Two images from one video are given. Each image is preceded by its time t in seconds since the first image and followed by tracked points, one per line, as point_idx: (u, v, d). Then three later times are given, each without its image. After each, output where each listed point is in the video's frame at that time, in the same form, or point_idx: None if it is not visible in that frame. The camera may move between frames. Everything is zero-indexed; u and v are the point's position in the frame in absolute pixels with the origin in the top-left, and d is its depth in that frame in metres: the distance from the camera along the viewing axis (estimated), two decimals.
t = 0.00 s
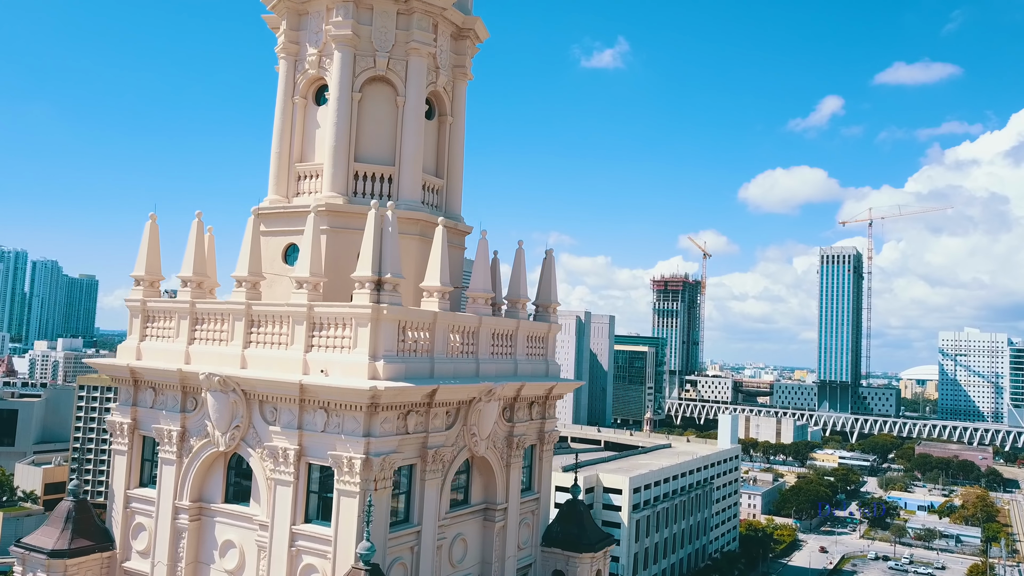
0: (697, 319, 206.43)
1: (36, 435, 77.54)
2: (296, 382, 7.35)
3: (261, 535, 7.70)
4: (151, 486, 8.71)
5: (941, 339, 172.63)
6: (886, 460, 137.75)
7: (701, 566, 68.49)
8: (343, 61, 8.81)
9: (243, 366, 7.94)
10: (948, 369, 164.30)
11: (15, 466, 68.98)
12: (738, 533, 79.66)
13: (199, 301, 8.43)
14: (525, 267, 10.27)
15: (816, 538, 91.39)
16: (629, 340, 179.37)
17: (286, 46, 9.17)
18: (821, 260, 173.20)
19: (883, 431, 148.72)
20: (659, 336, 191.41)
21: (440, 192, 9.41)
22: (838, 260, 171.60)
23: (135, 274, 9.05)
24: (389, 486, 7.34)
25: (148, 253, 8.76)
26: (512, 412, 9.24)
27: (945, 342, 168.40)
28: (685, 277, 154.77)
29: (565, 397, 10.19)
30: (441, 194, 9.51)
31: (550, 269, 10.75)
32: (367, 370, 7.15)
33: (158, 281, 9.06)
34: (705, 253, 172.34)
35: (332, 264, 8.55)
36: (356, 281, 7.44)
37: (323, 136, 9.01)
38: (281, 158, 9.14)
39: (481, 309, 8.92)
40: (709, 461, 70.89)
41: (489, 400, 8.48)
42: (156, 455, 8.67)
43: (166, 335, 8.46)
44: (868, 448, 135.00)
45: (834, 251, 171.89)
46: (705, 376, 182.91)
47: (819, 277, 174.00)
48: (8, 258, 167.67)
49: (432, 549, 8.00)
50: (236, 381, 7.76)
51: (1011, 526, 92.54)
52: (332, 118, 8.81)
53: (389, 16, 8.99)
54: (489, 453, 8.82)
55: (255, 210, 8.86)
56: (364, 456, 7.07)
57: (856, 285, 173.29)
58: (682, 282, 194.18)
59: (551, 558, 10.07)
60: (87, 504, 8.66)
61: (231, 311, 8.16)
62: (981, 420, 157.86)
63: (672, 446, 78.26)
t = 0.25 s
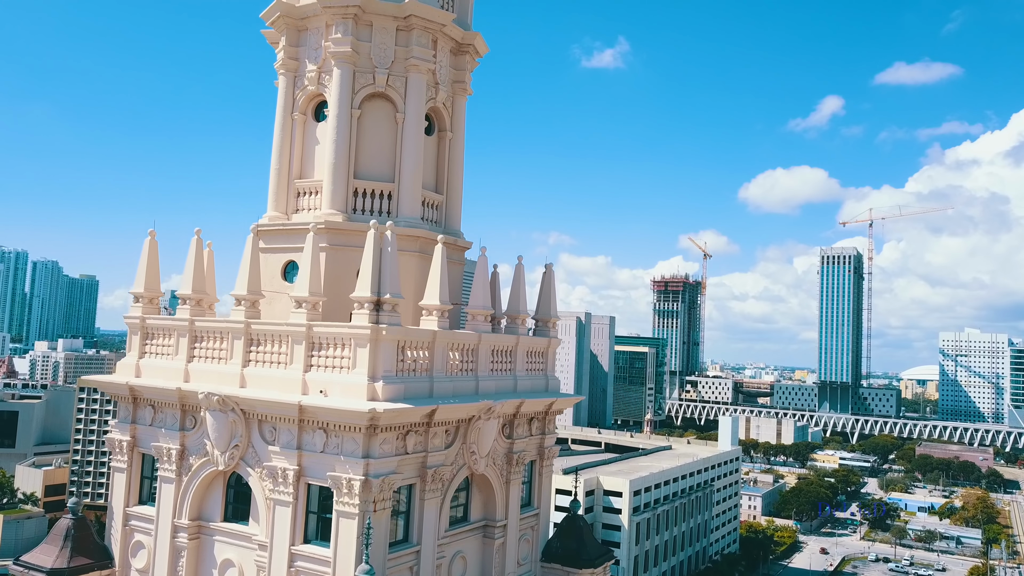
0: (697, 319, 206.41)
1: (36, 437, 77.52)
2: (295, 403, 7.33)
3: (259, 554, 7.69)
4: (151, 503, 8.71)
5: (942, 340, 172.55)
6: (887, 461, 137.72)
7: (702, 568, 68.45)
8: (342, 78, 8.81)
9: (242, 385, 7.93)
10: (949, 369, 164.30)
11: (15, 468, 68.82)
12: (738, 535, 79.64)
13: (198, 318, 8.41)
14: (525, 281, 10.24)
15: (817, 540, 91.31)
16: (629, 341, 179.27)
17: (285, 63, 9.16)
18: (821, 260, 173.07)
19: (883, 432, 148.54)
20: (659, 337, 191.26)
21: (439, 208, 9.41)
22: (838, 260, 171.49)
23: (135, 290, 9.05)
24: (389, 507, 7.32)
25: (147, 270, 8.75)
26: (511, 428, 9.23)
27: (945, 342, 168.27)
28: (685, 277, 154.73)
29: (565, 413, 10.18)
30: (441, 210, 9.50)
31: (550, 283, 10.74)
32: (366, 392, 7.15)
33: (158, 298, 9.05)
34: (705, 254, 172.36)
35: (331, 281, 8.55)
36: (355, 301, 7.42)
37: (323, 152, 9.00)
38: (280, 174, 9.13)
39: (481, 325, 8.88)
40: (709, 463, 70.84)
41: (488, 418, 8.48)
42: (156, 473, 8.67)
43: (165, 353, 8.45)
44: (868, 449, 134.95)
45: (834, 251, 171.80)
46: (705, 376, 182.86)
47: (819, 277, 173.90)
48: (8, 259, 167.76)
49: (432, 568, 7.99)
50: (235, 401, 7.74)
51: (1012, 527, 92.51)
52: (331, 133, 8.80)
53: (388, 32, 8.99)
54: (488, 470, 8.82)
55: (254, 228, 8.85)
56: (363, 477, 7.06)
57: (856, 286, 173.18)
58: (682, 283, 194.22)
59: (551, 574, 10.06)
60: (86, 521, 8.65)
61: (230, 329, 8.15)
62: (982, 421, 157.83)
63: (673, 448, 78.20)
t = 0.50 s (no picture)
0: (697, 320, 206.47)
1: (36, 438, 77.54)
2: (293, 423, 7.33)
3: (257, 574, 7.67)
4: (150, 521, 8.70)
5: (942, 341, 172.47)
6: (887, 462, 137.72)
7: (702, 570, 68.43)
8: (342, 95, 8.80)
9: (241, 405, 7.92)
10: (949, 370, 164.40)
11: (16, 470, 68.75)
12: (739, 536, 79.62)
13: (197, 336, 8.41)
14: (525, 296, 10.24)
15: (817, 542, 91.29)
16: (629, 342, 179.27)
17: (284, 80, 9.14)
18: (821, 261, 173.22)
19: (884, 432, 148.69)
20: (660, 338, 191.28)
21: (439, 224, 9.41)
22: (839, 261, 171.63)
23: (133, 307, 9.05)
24: (387, 528, 7.31)
25: (146, 289, 8.77)
26: (510, 444, 9.21)
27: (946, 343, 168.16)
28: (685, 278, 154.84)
29: (565, 428, 10.17)
30: (440, 226, 9.51)
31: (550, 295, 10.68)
32: (366, 412, 7.14)
33: (157, 314, 9.05)
34: (705, 255, 172.33)
35: (331, 299, 8.53)
36: (354, 321, 7.40)
37: (322, 169, 8.99)
38: (280, 191, 9.12)
39: (480, 342, 8.82)
40: (709, 465, 70.82)
41: (487, 436, 8.48)
42: (155, 491, 8.67)
43: (164, 370, 8.45)
44: (869, 450, 134.95)
45: (834, 252, 171.95)
46: (706, 377, 182.80)
47: (820, 278, 173.93)
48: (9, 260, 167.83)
49: None
50: (234, 420, 7.74)
51: (1012, 529, 92.47)
52: (330, 150, 8.80)
53: (388, 48, 8.97)
54: (487, 487, 8.81)
55: (254, 244, 8.85)
56: (362, 499, 7.05)
57: (857, 287, 173.24)
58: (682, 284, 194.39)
59: None
60: (84, 539, 8.61)
61: (230, 348, 8.15)
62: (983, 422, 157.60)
63: (673, 450, 78.19)
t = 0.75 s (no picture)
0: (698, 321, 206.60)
1: (37, 440, 77.57)
2: (292, 444, 7.32)
3: None
4: (149, 539, 8.69)
5: (943, 342, 172.38)
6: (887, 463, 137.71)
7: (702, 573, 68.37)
8: (342, 112, 8.79)
9: (240, 424, 7.92)
10: (949, 371, 164.39)
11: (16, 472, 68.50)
12: (739, 538, 79.61)
13: (196, 355, 8.41)
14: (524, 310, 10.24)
15: (817, 543, 91.26)
16: (630, 342, 179.33)
17: (284, 96, 9.13)
18: (821, 262, 173.46)
19: (884, 433, 148.69)
20: (660, 339, 191.26)
21: (439, 240, 9.39)
22: (840, 262, 171.83)
23: (132, 324, 9.04)
24: (386, 549, 7.29)
25: (146, 306, 8.77)
26: (510, 461, 9.23)
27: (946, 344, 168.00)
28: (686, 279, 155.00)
29: (566, 442, 10.16)
30: (440, 242, 9.49)
31: (549, 310, 10.65)
32: (365, 434, 7.14)
33: (156, 331, 9.03)
34: (706, 255, 172.40)
35: (331, 318, 8.54)
36: (354, 341, 7.38)
37: (322, 185, 8.99)
38: (279, 209, 9.13)
39: (479, 360, 8.79)
40: (710, 467, 70.77)
41: (487, 454, 8.47)
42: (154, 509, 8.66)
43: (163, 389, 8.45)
44: (869, 451, 134.97)
45: (835, 253, 172.18)
46: (706, 378, 182.83)
47: (821, 279, 173.99)
48: (10, 260, 167.92)
49: None
50: (234, 440, 7.73)
51: (1013, 531, 92.38)
52: (330, 168, 8.79)
53: (387, 66, 8.97)
54: (487, 504, 8.79)
55: (253, 262, 8.84)
56: (362, 520, 7.05)
57: (857, 287, 173.35)
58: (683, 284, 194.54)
59: None
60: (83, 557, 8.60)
61: (229, 367, 8.15)
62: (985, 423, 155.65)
63: (674, 452, 78.20)
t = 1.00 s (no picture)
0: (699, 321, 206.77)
1: (37, 441, 77.61)
2: (291, 464, 7.32)
3: None
4: (148, 556, 8.68)
5: (943, 342, 172.65)
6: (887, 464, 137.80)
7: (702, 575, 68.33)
8: (341, 129, 8.79)
9: (239, 443, 7.91)
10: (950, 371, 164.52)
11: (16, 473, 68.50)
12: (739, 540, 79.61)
13: (195, 373, 8.41)
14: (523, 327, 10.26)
15: (817, 544, 91.29)
16: (631, 343, 179.47)
17: (284, 112, 9.13)
18: (822, 262, 173.72)
19: (885, 433, 148.80)
20: (661, 339, 191.36)
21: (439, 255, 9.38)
22: (840, 262, 172.10)
23: (131, 341, 9.02)
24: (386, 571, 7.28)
25: (145, 324, 8.78)
26: (510, 478, 9.21)
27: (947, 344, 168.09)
28: (686, 280, 155.18)
29: (565, 457, 10.15)
30: (440, 258, 9.49)
31: (548, 325, 10.63)
32: (363, 455, 7.14)
33: (155, 348, 9.03)
34: (706, 256, 172.61)
35: (330, 336, 8.53)
36: (353, 362, 7.38)
37: (321, 202, 8.98)
38: (278, 225, 9.11)
39: (479, 377, 8.77)
40: (710, 469, 70.78)
41: (487, 472, 8.47)
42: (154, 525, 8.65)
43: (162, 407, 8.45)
44: (870, 451, 135.07)
45: (835, 253, 172.44)
46: (707, 379, 182.86)
47: (822, 279, 174.06)
48: (10, 261, 168.02)
49: None
50: (233, 459, 7.72)
51: (1013, 532, 92.41)
52: (330, 185, 8.78)
53: (387, 83, 8.96)
54: (486, 522, 8.79)
55: (253, 279, 8.84)
56: (361, 542, 7.05)
57: (858, 288, 173.54)
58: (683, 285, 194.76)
59: None
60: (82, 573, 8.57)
61: (228, 386, 8.14)
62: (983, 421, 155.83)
63: (674, 453, 78.24)
